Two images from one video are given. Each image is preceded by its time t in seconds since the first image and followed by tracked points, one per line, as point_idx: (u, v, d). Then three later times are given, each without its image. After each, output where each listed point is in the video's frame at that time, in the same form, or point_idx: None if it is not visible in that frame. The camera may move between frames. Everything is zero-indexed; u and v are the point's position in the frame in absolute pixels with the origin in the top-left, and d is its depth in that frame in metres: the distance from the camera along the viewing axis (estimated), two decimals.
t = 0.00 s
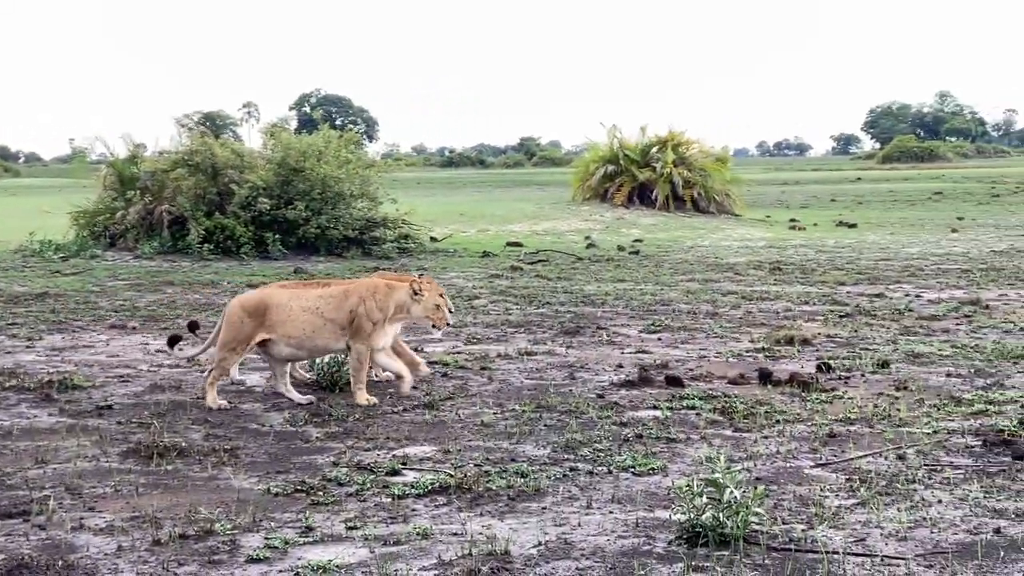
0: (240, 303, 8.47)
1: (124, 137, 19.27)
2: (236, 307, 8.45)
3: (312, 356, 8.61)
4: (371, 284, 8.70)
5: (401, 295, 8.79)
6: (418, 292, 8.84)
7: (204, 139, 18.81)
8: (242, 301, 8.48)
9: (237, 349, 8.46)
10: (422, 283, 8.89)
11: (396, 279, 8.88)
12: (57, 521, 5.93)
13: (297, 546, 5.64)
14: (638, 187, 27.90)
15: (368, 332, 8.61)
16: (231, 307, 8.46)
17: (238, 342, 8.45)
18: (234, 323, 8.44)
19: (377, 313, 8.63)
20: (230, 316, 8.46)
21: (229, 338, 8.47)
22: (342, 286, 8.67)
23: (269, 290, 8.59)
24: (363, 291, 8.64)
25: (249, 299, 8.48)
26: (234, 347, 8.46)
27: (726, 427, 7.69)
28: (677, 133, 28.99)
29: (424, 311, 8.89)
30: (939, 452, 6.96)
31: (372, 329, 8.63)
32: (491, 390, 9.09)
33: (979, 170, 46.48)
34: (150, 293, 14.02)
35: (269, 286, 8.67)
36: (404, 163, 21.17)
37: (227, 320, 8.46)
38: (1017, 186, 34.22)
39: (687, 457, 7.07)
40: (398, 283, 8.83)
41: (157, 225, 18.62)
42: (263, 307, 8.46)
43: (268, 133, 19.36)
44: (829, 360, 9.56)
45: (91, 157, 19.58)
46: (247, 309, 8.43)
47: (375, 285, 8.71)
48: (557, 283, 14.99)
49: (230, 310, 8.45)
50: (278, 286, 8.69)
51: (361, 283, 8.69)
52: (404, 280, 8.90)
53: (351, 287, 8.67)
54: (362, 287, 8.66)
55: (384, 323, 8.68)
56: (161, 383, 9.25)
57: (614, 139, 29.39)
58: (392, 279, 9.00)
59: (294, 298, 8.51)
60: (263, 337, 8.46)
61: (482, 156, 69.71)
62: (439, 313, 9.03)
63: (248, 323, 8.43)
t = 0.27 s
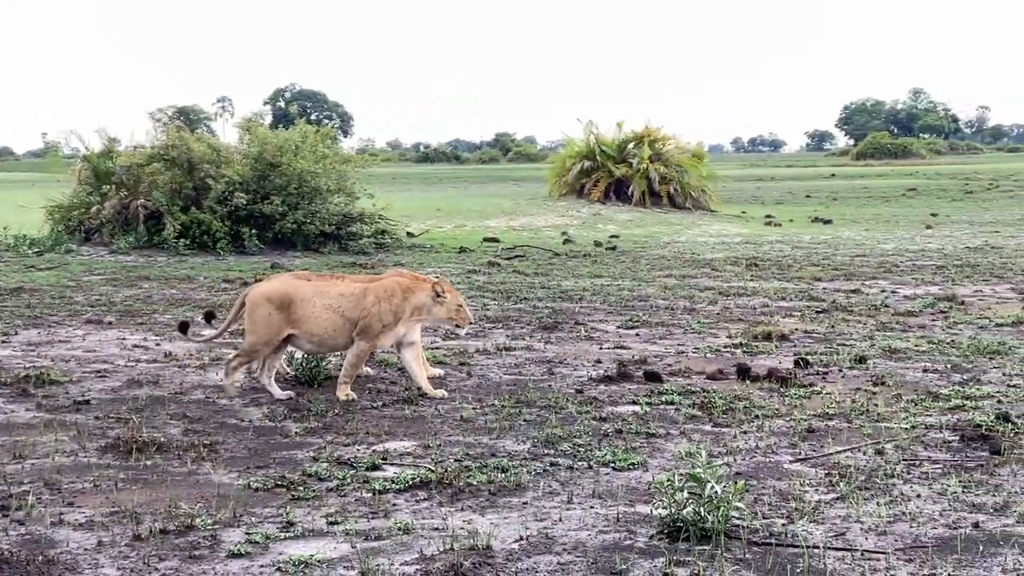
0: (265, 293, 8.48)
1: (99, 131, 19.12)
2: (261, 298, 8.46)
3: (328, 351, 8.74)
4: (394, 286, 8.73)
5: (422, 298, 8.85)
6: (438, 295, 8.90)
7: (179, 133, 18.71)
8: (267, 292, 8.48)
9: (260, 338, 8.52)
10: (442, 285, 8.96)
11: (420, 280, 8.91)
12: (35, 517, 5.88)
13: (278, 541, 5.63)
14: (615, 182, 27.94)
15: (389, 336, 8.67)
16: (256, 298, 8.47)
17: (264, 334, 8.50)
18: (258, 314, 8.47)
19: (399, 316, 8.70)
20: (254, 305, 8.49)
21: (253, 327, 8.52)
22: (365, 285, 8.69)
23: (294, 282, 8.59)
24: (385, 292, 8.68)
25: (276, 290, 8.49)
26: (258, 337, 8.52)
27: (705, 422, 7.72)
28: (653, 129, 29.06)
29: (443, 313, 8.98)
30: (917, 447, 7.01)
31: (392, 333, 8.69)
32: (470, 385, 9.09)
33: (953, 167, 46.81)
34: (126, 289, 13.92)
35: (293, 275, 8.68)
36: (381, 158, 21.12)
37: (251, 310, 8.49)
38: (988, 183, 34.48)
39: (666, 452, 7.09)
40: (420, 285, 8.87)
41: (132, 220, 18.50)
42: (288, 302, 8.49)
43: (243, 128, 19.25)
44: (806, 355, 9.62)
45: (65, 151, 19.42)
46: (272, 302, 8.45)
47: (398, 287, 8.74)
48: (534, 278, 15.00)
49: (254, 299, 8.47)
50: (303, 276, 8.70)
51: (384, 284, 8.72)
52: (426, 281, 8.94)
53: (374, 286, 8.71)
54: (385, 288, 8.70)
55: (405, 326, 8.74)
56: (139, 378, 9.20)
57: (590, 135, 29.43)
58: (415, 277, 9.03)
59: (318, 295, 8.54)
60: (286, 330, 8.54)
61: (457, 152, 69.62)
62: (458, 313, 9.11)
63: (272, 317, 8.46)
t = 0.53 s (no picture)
0: (280, 292, 8.39)
1: (71, 126, 18.98)
2: (277, 296, 8.37)
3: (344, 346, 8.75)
4: (405, 278, 8.82)
5: (435, 288, 9.01)
6: (449, 284, 9.06)
7: (152, 129, 18.62)
8: (283, 290, 8.39)
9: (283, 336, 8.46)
10: (452, 275, 9.13)
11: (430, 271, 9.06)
12: (9, 514, 5.82)
13: (254, 538, 5.60)
14: (588, 179, 27.95)
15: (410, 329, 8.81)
16: (272, 296, 8.37)
17: (291, 333, 8.46)
18: (276, 313, 8.38)
19: (414, 308, 8.79)
20: (269, 304, 8.39)
21: (277, 327, 8.45)
22: (377, 278, 8.74)
23: (306, 278, 8.54)
24: (400, 285, 8.77)
25: (291, 289, 8.41)
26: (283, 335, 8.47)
27: (681, 418, 7.74)
28: (627, 126, 29.11)
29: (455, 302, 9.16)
30: (891, 443, 7.07)
31: (408, 325, 8.78)
32: (444, 381, 9.09)
33: (925, 164, 47.03)
34: (98, 284, 13.82)
35: (303, 272, 8.61)
36: (355, 154, 21.06)
37: (268, 309, 8.39)
38: (960, 180, 34.71)
39: (642, 448, 7.11)
40: (432, 275, 9.01)
41: (104, 215, 18.37)
42: (305, 299, 8.42)
43: (216, 123, 19.15)
44: (780, 352, 9.66)
45: (36, 146, 19.26)
46: (289, 301, 8.37)
47: (412, 279, 8.86)
48: (509, 275, 14.99)
49: (271, 298, 8.37)
50: (312, 272, 8.65)
51: (398, 277, 8.81)
52: (436, 271, 9.10)
53: (387, 279, 8.77)
54: (400, 280, 8.79)
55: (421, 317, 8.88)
56: (112, 374, 9.13)
57: (564, 131, 29.44)
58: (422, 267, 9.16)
59: (333, 290, 8.52)
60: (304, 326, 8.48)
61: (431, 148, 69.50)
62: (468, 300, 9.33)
63: (292, 314, 8.39)
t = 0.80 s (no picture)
0: (290, 288, 8.31)
1: (38, 124, 18.81)
2: (284, 291, 8.30)
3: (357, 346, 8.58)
4: (422, 277, 8.69)
5: (452, 288, 8.90)
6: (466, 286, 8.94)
7: (121, 126, 18.46)
8: (291, 286, 8.32)
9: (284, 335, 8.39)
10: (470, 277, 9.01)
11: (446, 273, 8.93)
12: None
13: (224, 537, 5.57)
14: (559, 177, 27.98)
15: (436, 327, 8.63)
16: (279, 291, 8.30)
17: (298, 330, 8.37)
18: (283, 309, 8.31)
19: (431, 308, 8.63)
20: (277, 299, 8.31)
21: (279, 325, 8.38)
22: (393, 279, 8.62)
23: (317, 276, 8.46)
24: (416, 285, 8.63)
25: (301, 285, 8.33)
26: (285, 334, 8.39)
27: (651, 416, 7.76)
28: (597, 124, 29.15)
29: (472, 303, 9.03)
30: (860, 441, 7.12)
31: (424, 324, 8.61)
32: (416, 380, 9.07)
33: (894, 163, 47.39)
34: (67, 283, 13.71)
35: (314, 272, 8.54)
36: (325, 152, 20.99)
37: (275, 305, 8.31)
38: (928, 178, 34.95)
39: (612, 447, 7.12)
40: (449, 276, 8.89)
41: (72, 213, 18.22)
42: (315, 295, 8.33)
43: (185, 121, 19.03)
44: (750, 350, 9.71)
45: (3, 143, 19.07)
46: (300, 297, 8.29)
47: (430, 278, 8.74)
48: (480, 273, 14.99)
49: (280, 294, 8.30)
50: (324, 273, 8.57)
51: (415, 277, 8.68)
52: (453, 273, 8.99)
53: (404, 279, 8.64)
54: (416, 280, 8.66)
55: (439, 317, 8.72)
56: (80, 373, 9.05)
57: (534, 130, 29.44)
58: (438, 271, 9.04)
59: (345, 288, 8.41)
60: (311, 324, 8.38)
61: (401, 146, 69.38)
62: (483, 302, 9.22)
63: (299, 311, 8.30)
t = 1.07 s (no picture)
0: (294, 283, 8.31)
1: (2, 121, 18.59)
2: (289, 287, 8.29)
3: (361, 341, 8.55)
4: (425, 272, 8.77)
5: (455, 284, 8.97)
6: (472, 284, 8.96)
7: (86, 124, 18.28)
8: (295, 282, 8.32)
9: (278, 332, 8.33)
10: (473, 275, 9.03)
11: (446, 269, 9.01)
12: None
13: (189, 537, 5.52)
14: (527, 176, 27.98)
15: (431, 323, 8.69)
16: (284, 288, 8.30)
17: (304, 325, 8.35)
18: (287, 305, 8.28)
19: (433, 300, 8.69)
20: (281, 295, 8.31)
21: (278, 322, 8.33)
22: (395, 273, 8.67)
23: (321, 272, 8.47)
24: (419, 279, 8.69)
25: (306, 280, 8.33)
26: (281, 330, 8.34)
27: (618, 415, 7.76)
28: (566, 123, 29.16)
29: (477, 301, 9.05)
30: (825, 439, 7.15)
31: (425, 318, 8.65)
32: (383, 379, 9.03)
33: (862, 162, 47.66)
34: (30, 282, 13.55)
35: (317, 269, 8.54)
36: (293, 150, 20.87)
37: (279, 302, 8.29)
38: (894, 177, 35.17)
39: (580, 445, 7.11)
40: (450, 271, 8.98)
41: (36, 212, 18.03)
42: (321, 290, 8.33)
43: (152, 119, 18.87)
44: (717, 349, 9.73)
45: None
46: (305, 291, 8.30)
47: (432, 273, 8.81)
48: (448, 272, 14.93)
49: (285, 290, 8.29)
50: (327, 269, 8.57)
51: (417, 271, 8.75)
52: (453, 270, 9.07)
53: (406, 274, 8.69)
54: (418, 275, 8.72)
55: (441, 310, 8.78)
56: (44, 373, 8.95)
57: (503, 128, 29.41)
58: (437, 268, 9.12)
59: (351, 283, 8.41)
60: (314, 320, 8.36)
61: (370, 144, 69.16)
62: (488, 301, 9.23)
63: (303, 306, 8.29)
